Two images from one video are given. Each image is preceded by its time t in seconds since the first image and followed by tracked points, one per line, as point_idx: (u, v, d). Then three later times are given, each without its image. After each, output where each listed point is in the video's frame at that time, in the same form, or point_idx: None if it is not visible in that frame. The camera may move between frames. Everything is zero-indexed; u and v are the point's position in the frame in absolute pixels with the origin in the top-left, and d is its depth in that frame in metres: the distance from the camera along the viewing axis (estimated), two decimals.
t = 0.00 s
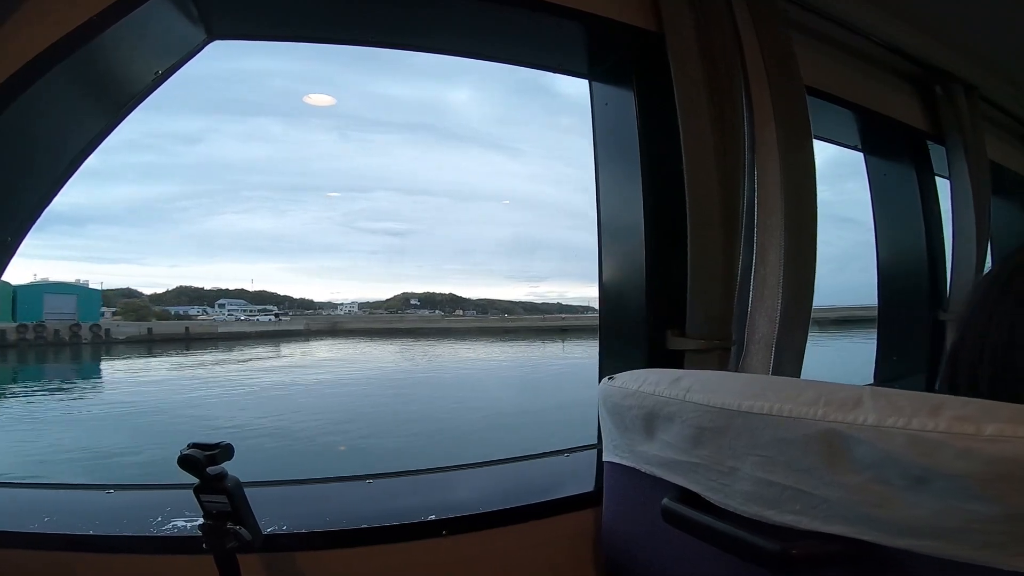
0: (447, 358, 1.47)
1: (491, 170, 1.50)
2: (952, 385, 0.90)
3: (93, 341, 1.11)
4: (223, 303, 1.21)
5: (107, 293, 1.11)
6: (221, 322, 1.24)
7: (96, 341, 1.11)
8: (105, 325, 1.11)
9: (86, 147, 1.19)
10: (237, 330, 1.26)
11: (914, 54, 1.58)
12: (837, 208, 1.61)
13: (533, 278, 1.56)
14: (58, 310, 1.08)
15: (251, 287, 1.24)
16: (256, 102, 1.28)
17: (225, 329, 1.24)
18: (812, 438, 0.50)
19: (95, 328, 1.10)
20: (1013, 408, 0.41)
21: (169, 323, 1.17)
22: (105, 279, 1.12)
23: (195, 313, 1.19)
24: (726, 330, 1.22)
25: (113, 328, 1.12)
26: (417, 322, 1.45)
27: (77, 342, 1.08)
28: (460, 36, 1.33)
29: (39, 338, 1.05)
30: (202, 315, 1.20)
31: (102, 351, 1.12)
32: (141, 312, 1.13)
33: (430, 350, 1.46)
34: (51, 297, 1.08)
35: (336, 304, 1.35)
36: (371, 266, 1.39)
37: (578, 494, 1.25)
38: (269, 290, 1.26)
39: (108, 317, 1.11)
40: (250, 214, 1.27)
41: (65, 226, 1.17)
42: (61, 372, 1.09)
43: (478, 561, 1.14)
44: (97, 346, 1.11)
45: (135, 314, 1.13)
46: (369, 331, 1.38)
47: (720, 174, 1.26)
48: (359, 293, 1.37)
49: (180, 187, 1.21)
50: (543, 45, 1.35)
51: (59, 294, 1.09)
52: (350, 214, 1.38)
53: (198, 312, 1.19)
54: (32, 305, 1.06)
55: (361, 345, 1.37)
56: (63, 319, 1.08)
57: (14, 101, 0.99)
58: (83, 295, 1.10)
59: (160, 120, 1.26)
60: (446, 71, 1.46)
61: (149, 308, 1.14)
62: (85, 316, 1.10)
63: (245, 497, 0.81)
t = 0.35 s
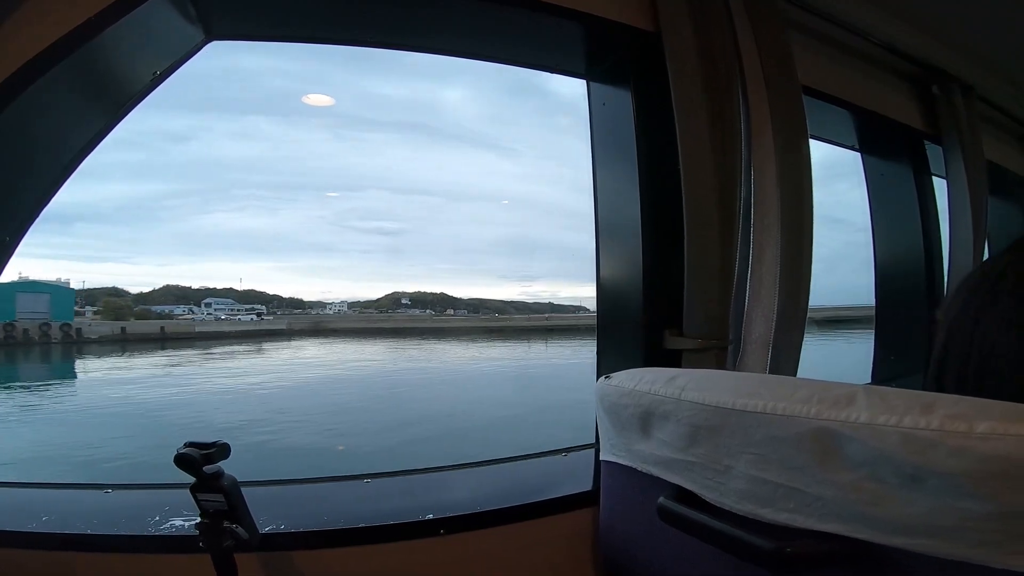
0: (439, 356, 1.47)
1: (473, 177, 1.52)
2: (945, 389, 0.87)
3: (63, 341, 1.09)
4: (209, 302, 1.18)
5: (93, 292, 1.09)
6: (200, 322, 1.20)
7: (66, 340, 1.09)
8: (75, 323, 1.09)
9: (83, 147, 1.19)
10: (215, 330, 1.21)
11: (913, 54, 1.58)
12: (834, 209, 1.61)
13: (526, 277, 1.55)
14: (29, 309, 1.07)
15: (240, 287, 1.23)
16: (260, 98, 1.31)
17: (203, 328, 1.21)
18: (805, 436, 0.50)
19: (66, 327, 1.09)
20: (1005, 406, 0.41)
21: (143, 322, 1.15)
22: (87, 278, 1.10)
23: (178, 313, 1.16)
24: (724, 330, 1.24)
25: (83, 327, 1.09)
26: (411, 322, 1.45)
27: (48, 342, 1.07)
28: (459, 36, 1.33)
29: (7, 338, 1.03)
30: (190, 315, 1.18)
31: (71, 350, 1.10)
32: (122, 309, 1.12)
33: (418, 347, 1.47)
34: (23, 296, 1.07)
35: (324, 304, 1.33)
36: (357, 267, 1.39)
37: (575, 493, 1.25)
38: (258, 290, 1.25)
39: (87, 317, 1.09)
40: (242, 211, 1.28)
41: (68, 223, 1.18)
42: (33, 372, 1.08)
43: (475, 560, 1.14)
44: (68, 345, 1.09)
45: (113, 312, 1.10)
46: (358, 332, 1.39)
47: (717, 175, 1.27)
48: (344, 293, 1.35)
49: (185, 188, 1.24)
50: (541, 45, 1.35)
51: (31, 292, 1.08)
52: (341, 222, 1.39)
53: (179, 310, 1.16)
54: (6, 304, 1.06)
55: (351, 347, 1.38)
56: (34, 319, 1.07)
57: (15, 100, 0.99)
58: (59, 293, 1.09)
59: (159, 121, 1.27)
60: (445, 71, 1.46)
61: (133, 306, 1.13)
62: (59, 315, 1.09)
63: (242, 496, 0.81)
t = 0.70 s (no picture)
0: (430, 366, 1.43)
1: (476, 173, 1.48)
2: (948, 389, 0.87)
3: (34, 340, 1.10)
4: (195, 301, 1.19)
5: (76, 291, 1.10)
6: (178, 321, 1.20)
7: (35, 338, 1.10)
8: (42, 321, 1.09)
9: (83, 147, 1.18)
10: (193, 330, 1.22)
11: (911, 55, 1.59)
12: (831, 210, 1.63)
13: (520, 277, 1.52)
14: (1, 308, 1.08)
15: (228, 292, 1.21)
16: (259, 98, 1.30)
17: (180, 328, 1.21)
18: (803, 434, 0.50)
19: (35, 326, 1.09)
20: (1002, 405, 0.42)
21: (114, 320, 1.14)
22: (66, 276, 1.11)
23: (164, 312, 1.17)
24: (722, 329, 1.28)
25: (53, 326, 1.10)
26: (406, 321, 1.42)
27: (18, 341, 1.09)
28: (458, 36, 1.33)
29: None
30: (173, 313, 1.18)
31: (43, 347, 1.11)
32: (104, 308, 1.12)
33: (420, 356, 1.43)
34: None
35: (313, 304, 1.28)
36: (350, 267, 1.34)
37: (573, 493, 1.26)
38: (246, 290, 1.22)
39: (67, 316, 1.10)
40: (232, 211, 1.26)
41: (64, 222, 1.16)
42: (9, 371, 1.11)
43: (474, 560, 1.14)
44: (36, 344, 1.10)
45: (91, 311, 1.11)
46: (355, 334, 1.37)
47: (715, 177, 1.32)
48: (338, 291, 1.31)
49: (182, 187, 1.23)
50: (541, 45, 1.35)
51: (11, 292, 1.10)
52: (333, 221, 1.35)
53: (167, 310, 1.17)
54: None
55: (343, 352, 1.35)
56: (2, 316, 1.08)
57: (15, 99, 1.00)
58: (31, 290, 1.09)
59: (159, 120, 1.25)
60: (446, 71, 1.46)
61: (117, 306, 1.13)
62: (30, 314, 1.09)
63: (240, 496, 0.81)
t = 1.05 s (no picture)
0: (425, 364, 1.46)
1: (469, 175, 1.50)
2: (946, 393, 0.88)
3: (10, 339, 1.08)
4: (188, 302, 1.19)
5: (63, 290, 1.09)
6: (156, 321, 1.19)
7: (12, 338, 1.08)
8: (20, 321, 1.07)
9: (83, 147, 1.18)
10: (178, 330, 1.21)
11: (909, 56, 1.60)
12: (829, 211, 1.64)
13: (517, 279, 1.54)
14: None
15: (226, 297, 1.21)
16: (260, 98, 1.31)
17: (159, 328, 1.19)
18: (804, 434, 0.51)
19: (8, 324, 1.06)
20: (1000, 405, 0.42)
21: (105, 321, 1.13)
22: (54, 277, 1.09)
23: (156, 313, 1.17)
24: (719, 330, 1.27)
25: (27, 325, 1.07)
26: (406, 324, 1.44)
27: None
28: (458, 35, 1.33)
29: None
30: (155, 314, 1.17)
31: (24, 349, 1.09)
32: (98, 310, 1.12)
33: (415, 355, 1.45)
34: None
35: (309, 305, 1.29)
36: (345, 268, 1.35)
37: (573, 493, 1.26)
38: (240, 291, 1.23)
39: (47, 315, 1.08)
40: (229, 211, 1.26)
41: (62, 222, 1.16)
42: None
43: (474, 560, 1.14)
44: (12, 344, 1.08)
45: (83, 313, 1.11)
46: (351, 336, 1.39)
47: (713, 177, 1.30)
48: (334, 292, 1.31)
49: (180, 187, 1.23)
50: (541, 46, 1.35)
51: None
52: (330, 220, 1.36)
53: (155, 311, 1.17)
54: None
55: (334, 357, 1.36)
56: None
57: (15, 99, 0.99)
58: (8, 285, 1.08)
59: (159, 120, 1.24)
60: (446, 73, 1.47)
61: (112, 307, 1.13)
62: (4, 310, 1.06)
63: (240, 497, 0.81)
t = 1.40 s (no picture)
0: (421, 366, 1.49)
1: (469, 176, 1.51)
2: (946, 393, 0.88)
3: None
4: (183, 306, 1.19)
5: (55, 291, 1.09)
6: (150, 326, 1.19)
7: None
8: (7, 324, 1.05)
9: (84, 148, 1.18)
10: (172, 334, 1.20)
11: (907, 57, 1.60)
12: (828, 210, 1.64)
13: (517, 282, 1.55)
14: None
15: (223, 299, 1.22)
16: (259, 98, 1.31)
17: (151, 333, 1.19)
18: (803, 435, 0.51)
19: None
20: (997, 405, 0.42)
21: (97, 323, 1.12)
22: (48, 279, 1.09)
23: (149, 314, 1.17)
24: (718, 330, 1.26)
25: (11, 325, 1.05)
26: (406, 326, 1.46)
27: None
28: (457, 35, 1.33)
29: None
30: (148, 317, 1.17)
31: (16, 353, 1.08)
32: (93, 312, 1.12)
33: (412, 357, 1.46)
34: None
35: (308, 307, 1.29)
36: (345, 269, 1.35)
37: (573, 493, 1.26)
38: (241, 296, 1.24)
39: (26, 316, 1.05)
40: (229, 211, 1.26)
41: (60, 222, 1.15)
42: None
43: (474, 560, 1.14)
44: None
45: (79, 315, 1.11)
46: (352, 339, 1.40)
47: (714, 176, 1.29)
48: (332, 292, 1.32)
49: (179, 188, 1.23)
50: (540, 46, 1.35)
51: None
52: (330, 221, 1.36)
53: (150, 314, 1.17)
54: None
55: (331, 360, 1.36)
56: None
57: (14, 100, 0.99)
58: None
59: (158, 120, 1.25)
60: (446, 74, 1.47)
61: (107, 310, 1.12)
62: None
63: (241, 499, 0.81)
